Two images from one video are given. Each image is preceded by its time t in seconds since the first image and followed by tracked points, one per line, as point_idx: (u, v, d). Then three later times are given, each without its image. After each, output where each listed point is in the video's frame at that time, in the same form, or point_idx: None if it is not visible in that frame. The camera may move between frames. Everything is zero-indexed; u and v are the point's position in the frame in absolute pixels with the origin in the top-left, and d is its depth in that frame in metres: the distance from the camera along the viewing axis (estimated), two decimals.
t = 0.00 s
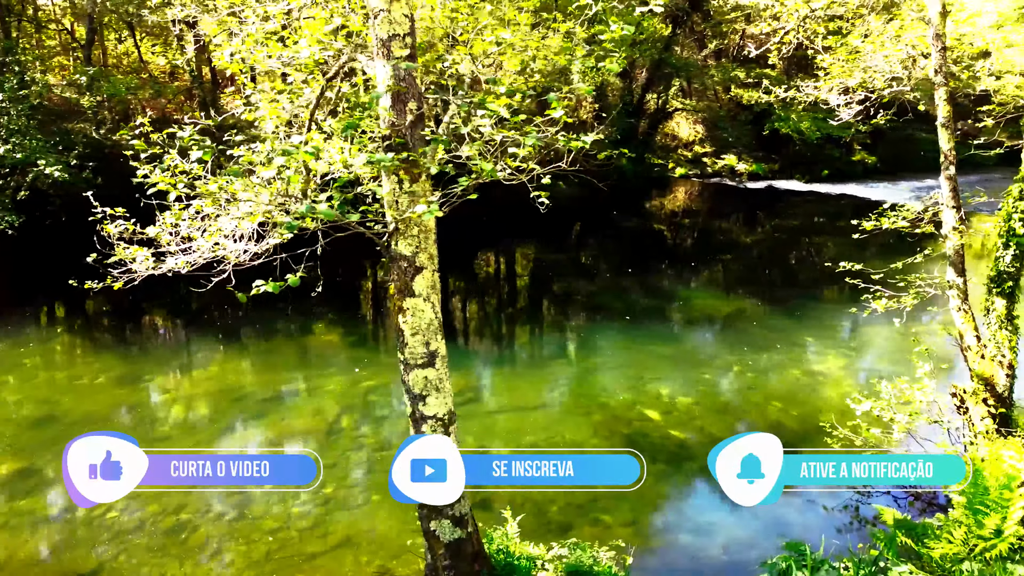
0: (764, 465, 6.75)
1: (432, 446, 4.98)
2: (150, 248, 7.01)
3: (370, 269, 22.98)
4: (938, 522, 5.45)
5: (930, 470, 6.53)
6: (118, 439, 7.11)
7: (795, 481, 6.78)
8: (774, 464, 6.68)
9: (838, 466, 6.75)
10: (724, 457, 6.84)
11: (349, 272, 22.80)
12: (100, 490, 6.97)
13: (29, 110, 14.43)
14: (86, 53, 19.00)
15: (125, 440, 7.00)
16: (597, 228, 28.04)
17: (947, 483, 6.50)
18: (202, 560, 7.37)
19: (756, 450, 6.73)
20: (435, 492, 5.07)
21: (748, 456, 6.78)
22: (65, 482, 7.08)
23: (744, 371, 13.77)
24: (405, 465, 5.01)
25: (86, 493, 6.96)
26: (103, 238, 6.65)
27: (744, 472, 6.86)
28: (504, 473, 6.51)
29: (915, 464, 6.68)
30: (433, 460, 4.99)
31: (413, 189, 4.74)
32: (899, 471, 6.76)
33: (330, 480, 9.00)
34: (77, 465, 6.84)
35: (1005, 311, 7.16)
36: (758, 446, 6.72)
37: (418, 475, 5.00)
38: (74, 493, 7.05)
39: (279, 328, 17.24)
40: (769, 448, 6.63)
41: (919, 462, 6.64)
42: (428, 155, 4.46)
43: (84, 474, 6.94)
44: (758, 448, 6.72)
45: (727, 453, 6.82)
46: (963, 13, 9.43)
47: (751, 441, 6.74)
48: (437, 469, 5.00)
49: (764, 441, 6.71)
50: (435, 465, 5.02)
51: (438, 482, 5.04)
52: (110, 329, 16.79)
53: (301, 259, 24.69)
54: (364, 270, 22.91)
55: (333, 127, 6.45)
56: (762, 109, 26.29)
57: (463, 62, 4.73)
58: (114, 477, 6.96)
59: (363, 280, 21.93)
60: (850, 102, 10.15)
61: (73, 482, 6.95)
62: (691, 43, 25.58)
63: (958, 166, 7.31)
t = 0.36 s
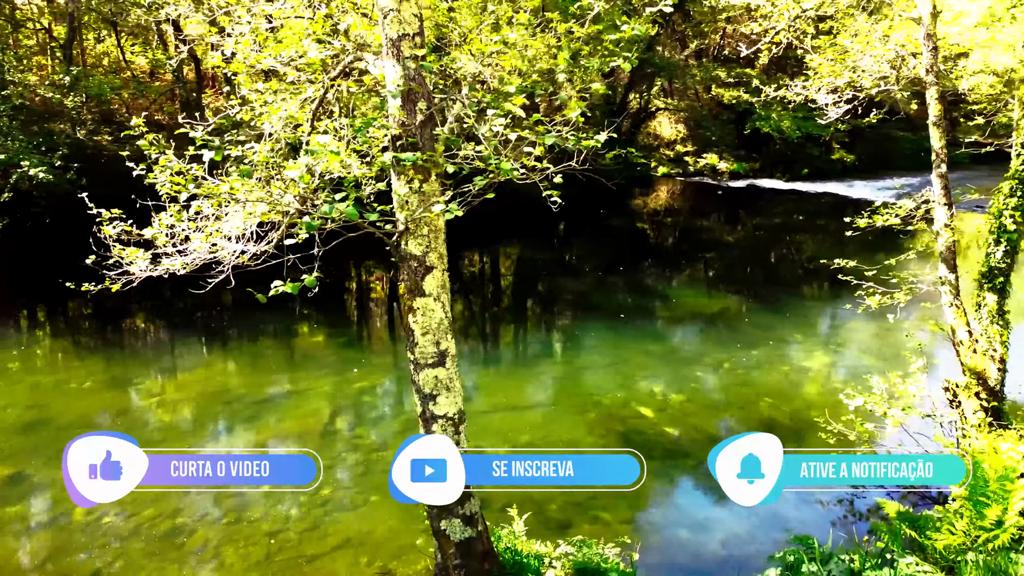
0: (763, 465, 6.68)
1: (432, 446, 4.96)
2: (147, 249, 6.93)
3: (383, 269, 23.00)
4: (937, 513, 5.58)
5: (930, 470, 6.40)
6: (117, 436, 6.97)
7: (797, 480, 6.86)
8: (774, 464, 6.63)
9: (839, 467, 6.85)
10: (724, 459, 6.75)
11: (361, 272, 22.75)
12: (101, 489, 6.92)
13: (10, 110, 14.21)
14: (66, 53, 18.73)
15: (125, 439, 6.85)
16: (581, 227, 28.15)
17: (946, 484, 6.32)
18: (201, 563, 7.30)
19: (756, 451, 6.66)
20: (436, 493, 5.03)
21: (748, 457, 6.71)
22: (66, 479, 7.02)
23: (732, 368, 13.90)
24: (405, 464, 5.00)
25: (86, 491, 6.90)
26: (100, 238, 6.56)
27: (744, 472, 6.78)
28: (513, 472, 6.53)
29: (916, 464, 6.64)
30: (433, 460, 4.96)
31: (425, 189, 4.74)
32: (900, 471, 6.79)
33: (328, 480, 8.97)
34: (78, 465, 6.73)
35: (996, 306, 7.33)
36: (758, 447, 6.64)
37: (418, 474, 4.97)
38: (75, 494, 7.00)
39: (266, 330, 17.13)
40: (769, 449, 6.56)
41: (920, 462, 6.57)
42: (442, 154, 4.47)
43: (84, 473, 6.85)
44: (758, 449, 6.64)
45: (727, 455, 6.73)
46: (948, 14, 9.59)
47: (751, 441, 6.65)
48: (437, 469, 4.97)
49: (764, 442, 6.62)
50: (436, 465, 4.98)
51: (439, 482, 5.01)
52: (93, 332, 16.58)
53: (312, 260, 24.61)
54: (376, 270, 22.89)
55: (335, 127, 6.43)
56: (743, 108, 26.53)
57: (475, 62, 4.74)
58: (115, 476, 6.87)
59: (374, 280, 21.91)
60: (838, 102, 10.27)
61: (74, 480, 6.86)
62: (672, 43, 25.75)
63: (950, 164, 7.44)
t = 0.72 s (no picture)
0: (763, 466, 6.65)
1: (432, 446, 4.97)
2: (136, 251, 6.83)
3: (386, 269, 22.88)
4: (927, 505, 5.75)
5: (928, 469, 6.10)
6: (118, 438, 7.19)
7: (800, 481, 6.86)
8: (774, 465, 6.60)
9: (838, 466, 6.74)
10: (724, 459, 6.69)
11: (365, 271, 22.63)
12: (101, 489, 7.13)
13: None
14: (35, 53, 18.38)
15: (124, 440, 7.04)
16: (559, 226, 28.26)
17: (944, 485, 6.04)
18: (192, 569, 7.24)
19: (757, 452, 6.61)
20: (436, 493, 5.04)
21: (748, 458, 6.67)
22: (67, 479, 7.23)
23: (713, 364, 14.05)
24: (405, 465, 5.05)
25: (87, 490, 7.11)
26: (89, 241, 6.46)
27: (745, 472, 6.75)
28: (513, 472, 6.54)
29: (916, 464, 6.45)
30: (433, 460, 5.00)
31: (427, 189, 4.74)
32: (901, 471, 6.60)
33: (317, 482, 8.94)
34: (78, 465, 6.95)
35: (978, 301, 7.50)
36: (760, 449, 6.59)
37: (418, 474, 5.01)
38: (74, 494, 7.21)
39: (245, 332, 16.98)
40: (770, 450, 6.52)
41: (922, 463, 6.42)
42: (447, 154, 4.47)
43: (84, 473, 7.05)
44: (759, 450, 6.59)
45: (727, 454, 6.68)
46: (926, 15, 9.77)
47: (752, 442, 6.60)
48: (437, 469, 5.00)
49: (765, 443, 6.56)
50: (435, 465, 5.01)
51: (439, 482, 5.02)
52: (68, 336, 16.33)
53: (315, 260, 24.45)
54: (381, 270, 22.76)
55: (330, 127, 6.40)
56: (718, 107, 26.76)
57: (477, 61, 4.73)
58: (114, 475, 7.08)
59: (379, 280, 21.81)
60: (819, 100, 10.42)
61: (73, 480, 7.07)
62: (647, 43, 25.89)
63: (932, 162, 7.60)
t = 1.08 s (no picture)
0: (763, 466, 6.69)
1: (432, 446, 4.97)
2: (115, 255, 6.68)
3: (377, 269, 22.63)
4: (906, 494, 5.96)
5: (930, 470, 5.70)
6: (118, 437, 7.07)
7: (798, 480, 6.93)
8: (774, 465, 6.64)
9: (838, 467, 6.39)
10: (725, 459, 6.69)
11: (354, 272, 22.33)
12: (102, 486, 7.06)
13: None
14: None
15: (123, 439, 6.92)
16: (530, 225, 28.34)
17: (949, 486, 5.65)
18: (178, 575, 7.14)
19: (757, 452, 6.64)
20: (434, 493, 5.06)
21: (748, 457, 6.69)
22: (67, 477, 7.16)
23: (689, 361, 14.21)
24: (405, 465, 5.04)
25: (87, 490, 7.02)
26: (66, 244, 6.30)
27: (744, 471, 6.78)
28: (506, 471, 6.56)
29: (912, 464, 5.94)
30: (433, 460, 4.99)
31: (421, 189, 4.75)
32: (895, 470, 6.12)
33: (301, 485, 8.89)
34: (78, 464, 6.85)
35: (951, 295, 7.75)
36: (760, 449, 6.63)
37: (418, 474, 5.00)
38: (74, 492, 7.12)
39: (217, 335, 16.77)
40: (770, 451, 6.56)
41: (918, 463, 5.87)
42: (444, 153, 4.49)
43: (82, 472, 6.96)
44: (759, 450, 6.63)
45: (727, 454, 6.70)
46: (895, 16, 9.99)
47: (752, 441, 6.63)
48: (437, 469, 5.00)
49: (764, 443, 6.62)
50: (435, 465, 5.01)
51: (439, 482, 5.03)
52: (34, 341, 15.97)
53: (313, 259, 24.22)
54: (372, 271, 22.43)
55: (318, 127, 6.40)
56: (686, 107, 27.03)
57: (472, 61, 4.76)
58: (114, 474, 6.98)
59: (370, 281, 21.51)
60: (792, 100, 10.59)
61: (74, 478, 7.01)
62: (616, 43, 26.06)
63: (905, 160, 7.78)
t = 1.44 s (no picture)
0: (763, 465, 6.93)
1: (431, 446, 4.95)
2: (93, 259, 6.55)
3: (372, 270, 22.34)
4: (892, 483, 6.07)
5: (930, 469, 5.82)
6: (117, 437, 7.16)
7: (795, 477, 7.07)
8: (775, 464, 6.90)
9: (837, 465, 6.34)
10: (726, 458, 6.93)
11: (347, 275, 21.92)
12: (102, 485, 7.15)
13: None
14: None
15: (123, 439, 7.02)
16: (503, 225, 28.36)
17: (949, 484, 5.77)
18: None
19: (757, 452, 6.90)
20: (435, 493, 5.06)
21: (748, 457, 6.94)
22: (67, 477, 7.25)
23: (663, 358, 14.33)
24: (405, 465, 5.02)
25: (87, 489, 7.11)
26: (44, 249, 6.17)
27: (745, 470, 7.04)
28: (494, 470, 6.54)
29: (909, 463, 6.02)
30: (433, 460, 4.97)
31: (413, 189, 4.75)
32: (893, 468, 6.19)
33: (286, 488, 8.81)
34: (78, 465, 6.93)
35: (926, 290, 7.95)
36: (760, 448, 6.89)
37: (418, 475, 4.98)
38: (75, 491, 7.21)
39: (189, 339, 16.54)
40: (770, 451, 6.83)
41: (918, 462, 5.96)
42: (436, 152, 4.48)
43: (82, 472, 7.04)
44: (760, 450, 6.89)
45: (728, 454, 6.97)
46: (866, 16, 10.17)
47: (752, 441, 6.89)
48: (437, 469, 4.98)
49: (764, 443, 6.87)
50: (435, 465, 4.99)
51: (438, 481, 5.02)
52: None
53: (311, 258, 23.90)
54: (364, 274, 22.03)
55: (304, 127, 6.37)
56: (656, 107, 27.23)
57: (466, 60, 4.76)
58: (114, 474, 7.09)
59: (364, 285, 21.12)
60: (767, 100, 10.72)
61: (73, 478, 7.06)
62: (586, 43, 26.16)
63: (880, 158, 7.93)
